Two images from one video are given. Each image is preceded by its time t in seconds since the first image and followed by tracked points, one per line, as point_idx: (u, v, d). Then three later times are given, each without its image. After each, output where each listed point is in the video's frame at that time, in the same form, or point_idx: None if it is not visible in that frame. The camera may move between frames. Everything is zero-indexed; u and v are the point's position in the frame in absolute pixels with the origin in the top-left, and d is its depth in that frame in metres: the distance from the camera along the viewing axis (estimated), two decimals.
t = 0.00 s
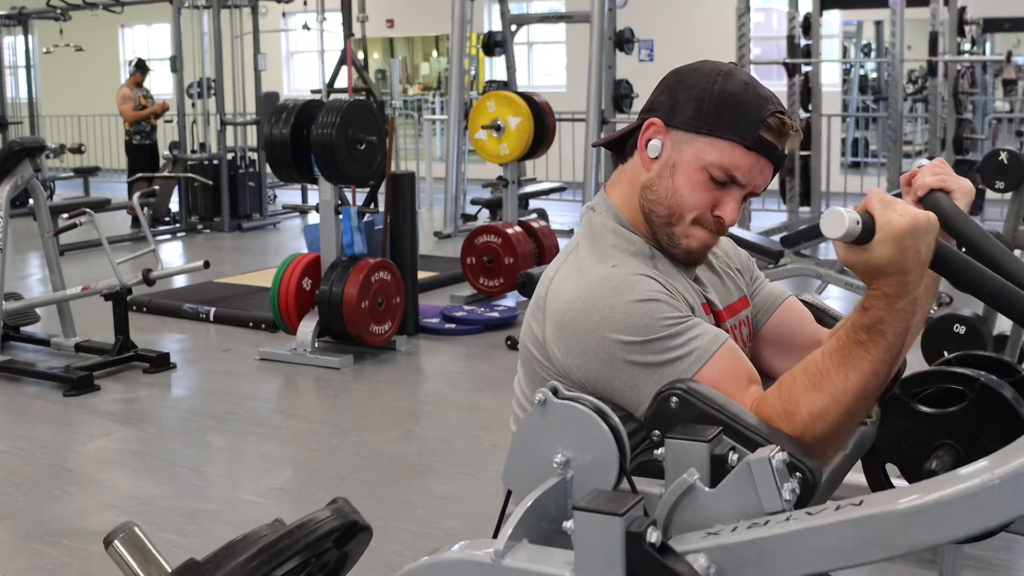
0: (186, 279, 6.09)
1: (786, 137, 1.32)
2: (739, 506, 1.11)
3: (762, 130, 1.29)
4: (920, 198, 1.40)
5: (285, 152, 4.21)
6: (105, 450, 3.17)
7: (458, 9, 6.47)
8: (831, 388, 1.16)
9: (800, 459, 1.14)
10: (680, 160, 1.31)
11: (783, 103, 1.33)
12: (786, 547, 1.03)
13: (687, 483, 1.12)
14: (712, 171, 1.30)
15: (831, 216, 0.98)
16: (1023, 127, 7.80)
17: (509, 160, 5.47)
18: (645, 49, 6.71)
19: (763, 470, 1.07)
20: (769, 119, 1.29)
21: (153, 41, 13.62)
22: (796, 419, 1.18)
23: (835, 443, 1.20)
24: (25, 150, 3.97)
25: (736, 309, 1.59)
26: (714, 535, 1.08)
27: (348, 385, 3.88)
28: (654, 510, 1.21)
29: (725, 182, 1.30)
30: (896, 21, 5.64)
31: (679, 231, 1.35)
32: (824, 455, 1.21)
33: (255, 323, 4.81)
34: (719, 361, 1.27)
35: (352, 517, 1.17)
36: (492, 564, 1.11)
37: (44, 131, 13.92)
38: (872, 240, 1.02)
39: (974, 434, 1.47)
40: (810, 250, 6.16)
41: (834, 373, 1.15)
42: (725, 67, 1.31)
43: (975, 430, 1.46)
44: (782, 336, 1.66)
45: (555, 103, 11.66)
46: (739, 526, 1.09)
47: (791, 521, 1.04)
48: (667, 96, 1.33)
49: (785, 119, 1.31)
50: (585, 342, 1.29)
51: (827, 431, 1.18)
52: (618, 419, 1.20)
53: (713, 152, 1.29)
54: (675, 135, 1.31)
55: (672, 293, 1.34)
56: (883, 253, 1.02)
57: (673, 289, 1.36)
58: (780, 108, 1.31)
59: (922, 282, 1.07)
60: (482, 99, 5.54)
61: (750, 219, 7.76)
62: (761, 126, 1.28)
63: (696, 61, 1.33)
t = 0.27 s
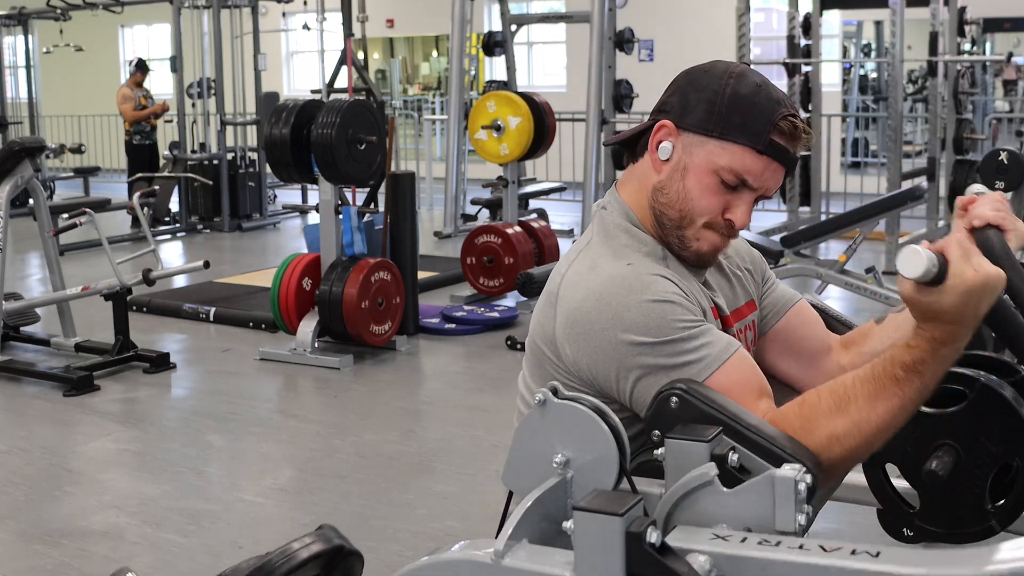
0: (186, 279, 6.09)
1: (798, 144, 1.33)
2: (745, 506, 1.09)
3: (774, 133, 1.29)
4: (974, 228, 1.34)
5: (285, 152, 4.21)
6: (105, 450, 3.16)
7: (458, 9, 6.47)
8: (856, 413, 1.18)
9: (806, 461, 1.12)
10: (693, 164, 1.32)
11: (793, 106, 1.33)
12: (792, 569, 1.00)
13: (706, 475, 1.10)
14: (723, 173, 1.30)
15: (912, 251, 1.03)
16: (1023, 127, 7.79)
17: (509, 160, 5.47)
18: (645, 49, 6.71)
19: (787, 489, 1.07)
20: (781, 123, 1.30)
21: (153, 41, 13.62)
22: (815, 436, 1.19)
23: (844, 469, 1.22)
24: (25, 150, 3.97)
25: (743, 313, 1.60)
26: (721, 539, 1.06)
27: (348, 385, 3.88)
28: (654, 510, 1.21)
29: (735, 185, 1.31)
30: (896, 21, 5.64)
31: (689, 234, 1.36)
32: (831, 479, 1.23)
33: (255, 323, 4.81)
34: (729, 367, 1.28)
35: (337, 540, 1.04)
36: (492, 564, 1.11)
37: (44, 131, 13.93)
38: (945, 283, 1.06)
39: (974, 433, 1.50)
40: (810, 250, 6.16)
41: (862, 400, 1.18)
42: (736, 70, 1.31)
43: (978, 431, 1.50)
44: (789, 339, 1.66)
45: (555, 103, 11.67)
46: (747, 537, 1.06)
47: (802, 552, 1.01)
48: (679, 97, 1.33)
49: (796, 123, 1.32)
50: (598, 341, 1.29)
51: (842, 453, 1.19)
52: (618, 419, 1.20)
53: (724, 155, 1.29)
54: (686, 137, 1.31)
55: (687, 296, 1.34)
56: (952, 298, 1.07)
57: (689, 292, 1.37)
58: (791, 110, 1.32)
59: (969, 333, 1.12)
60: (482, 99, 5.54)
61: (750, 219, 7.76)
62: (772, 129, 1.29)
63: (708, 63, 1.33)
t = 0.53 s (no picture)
0: (187, 279, 6.09)
1: (807, 133, 1.32)
2: (751, 513, 1.09)
3: (780, 125, 1.28)
4: None
5: (285, 152, 4.21)
6: (105, 450, 3.17)
7: (458, 9, 6.48)
8: (883, 465, 1.18)
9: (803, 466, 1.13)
10: (705, 169, 1.32)
11: (797, 96, 1.32)
12: None
13: (736, 481, 1.07)
14: (732, 171, 1.30)
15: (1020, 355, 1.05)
16: (1023, 127, 7.79)
17: (509, 160, 5.47)
18: (645, 49, 6.72)
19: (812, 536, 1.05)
20: (786, 114, 1.28)
21: (153, 41, 13.62)
22: (839, 469, 1.19)
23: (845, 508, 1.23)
24: (25, 150, 3.97)
25: (750, 317, 1.59)
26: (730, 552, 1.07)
27: (348, 385, 3.88)
28: (654, 510, 1.21)
29: (746, 181, 1.30)
30: (896, 21, 5.64)
31: (702, 236, 1.37)
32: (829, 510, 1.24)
33: (255, 323, 4.81)
34: (749, 371, 1.27)
35: None
36: (492, 564, 1.11)
37: (44, 131, 13.93)
38: None
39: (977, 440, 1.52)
40: (810, 250, 6.16)
41: (897, 457, 1.18)
42: (736, 64, 1.30)
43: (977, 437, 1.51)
44: (809, 346, 1.65)
45: (555, 103, 11.67)
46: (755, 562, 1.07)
47: None
48: (681, 99, 1.33)
49: (802, 112, 1.30)
50: (616, 332, 1.27)
51: (856, 495, 1.19)
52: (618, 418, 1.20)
53: (732, 152, 1.29)
54: (691, 138, 1.32)
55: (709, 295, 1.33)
56: None
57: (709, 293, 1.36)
58: (795, 100, 1.31)
59: None
60: (482, 99, 5.54)
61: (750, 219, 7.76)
62: (778, 121, 1.28)
63: (708, 59, 1.32)
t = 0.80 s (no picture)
0: (186, 279, 6.09)
1: (808, 124, 1.32)
2: (754, 517, 1.09)
3: (782, 116, 1.29)
4: None
5: (285, 152, 4.20)
6: (105, 450, 3.17)
7: (458, 9, 6.47)
8: (890, 504, 1.22)
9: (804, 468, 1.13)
10: (713, 169, 1.32)
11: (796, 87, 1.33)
12: None
13: (747, 486, 1.07)
14: (739, 166, 1.30)
15: None
16: (1023, 127, 7.79)
17: (509, 160, 5.47)
18: (645, 49, 6.71)
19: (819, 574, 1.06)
20: (787, 105, 1.29)
21: (153, 41, 13.62)
22: (848, 494, 1.21)
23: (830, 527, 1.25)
24: (25, 150, 3.97)
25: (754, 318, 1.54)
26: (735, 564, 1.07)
27: (348, 385, 3.88)
28: (654, 510, 1.21)
29: (754, 175, 1.31)
30: (896, 21, 5.64)
31: (715, 232, 1.36)
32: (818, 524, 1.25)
33: (255, 323, 4.81)
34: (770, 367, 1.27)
35: None
36: (492, 564, 1.11)
37: (45, 131, 13.93)
38: None
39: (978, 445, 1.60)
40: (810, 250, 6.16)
41: (906, 501, 1.22)
42: (731, 60, 1.31)
43: (980, 441, 1.59)
44: (821, 346, 1.61)
45: (555, 103, 11.67)
46: None
47: None
48: (681, 99, 1.33)
49: (804, 103, 1.31)
50: (644, 317, 1.25)
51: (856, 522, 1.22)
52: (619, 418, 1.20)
53: (737, 148, 1.29)
54: (695, 139, 1.32)
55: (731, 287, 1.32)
56: None
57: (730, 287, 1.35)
58: (794, 91, 1.31)
59: None
60: (482, 99, 5.54)
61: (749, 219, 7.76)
62: (780, 113, 1.29)
63: (704, 60, 1.34)
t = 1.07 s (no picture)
0: (186, 279, 6.09)
1: (800, 105, 1.32)
2: (753, 517, 1.09)
3: (774, 100, 1.29)
4: None
5: (285, 152, 4.20)
6: (105, 450, 3.16)
7: (458, 9, 6.47)
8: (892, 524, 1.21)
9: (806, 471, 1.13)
10: (714, 162, 1.32)
11: (785, 70, 1.32)
12: None
13: (748, 488, 1.07)
14: (739, 156, 1.30)
15: None
16: (1023, 127, 7.79)
17: (509, 160, 5.47)
18: (645, 49, 6.71)
19: None
20: (778, 88, 1.29)
21: (153, 41, 13.61)
22: (851, 506, 1.21)
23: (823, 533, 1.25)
24: (25, 150, 3.97)
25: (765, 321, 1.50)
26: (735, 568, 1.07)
27: (348, 385, 3.88)
28: (653, 510, 1.20)
29: (755, 163, 1.31)
30: (897, 21, 5.64)
31: (725, 225, 1.35)
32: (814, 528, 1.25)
33: (255, 323, 4.81)
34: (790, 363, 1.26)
35: None
36: (492, 564, 1.11)
37: (44, 131, 13.94)
38: None
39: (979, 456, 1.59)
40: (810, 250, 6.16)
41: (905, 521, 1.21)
42: (717, 55, 1.31)
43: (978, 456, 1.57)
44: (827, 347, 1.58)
45: (555, 103, 11.67)
46: None
47: None
48: (672, 99, 1.34)
49: (793, 84, 1.31)
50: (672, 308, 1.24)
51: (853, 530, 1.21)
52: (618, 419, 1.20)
53: (735, 137, 1.29)
54: (691, 135, 1.32)
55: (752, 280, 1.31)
56: None
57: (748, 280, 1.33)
58: (784, 75, 1.31)
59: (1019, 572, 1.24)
60: (482, 99, 5.54)
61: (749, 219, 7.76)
62: (771, 96, 1.28)
63: (688, 59, 1.34)
